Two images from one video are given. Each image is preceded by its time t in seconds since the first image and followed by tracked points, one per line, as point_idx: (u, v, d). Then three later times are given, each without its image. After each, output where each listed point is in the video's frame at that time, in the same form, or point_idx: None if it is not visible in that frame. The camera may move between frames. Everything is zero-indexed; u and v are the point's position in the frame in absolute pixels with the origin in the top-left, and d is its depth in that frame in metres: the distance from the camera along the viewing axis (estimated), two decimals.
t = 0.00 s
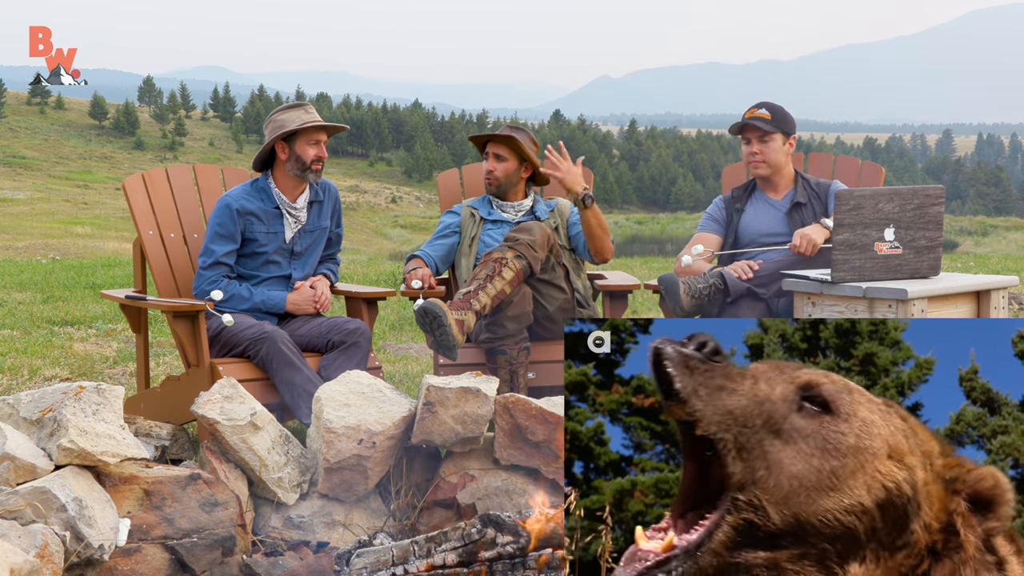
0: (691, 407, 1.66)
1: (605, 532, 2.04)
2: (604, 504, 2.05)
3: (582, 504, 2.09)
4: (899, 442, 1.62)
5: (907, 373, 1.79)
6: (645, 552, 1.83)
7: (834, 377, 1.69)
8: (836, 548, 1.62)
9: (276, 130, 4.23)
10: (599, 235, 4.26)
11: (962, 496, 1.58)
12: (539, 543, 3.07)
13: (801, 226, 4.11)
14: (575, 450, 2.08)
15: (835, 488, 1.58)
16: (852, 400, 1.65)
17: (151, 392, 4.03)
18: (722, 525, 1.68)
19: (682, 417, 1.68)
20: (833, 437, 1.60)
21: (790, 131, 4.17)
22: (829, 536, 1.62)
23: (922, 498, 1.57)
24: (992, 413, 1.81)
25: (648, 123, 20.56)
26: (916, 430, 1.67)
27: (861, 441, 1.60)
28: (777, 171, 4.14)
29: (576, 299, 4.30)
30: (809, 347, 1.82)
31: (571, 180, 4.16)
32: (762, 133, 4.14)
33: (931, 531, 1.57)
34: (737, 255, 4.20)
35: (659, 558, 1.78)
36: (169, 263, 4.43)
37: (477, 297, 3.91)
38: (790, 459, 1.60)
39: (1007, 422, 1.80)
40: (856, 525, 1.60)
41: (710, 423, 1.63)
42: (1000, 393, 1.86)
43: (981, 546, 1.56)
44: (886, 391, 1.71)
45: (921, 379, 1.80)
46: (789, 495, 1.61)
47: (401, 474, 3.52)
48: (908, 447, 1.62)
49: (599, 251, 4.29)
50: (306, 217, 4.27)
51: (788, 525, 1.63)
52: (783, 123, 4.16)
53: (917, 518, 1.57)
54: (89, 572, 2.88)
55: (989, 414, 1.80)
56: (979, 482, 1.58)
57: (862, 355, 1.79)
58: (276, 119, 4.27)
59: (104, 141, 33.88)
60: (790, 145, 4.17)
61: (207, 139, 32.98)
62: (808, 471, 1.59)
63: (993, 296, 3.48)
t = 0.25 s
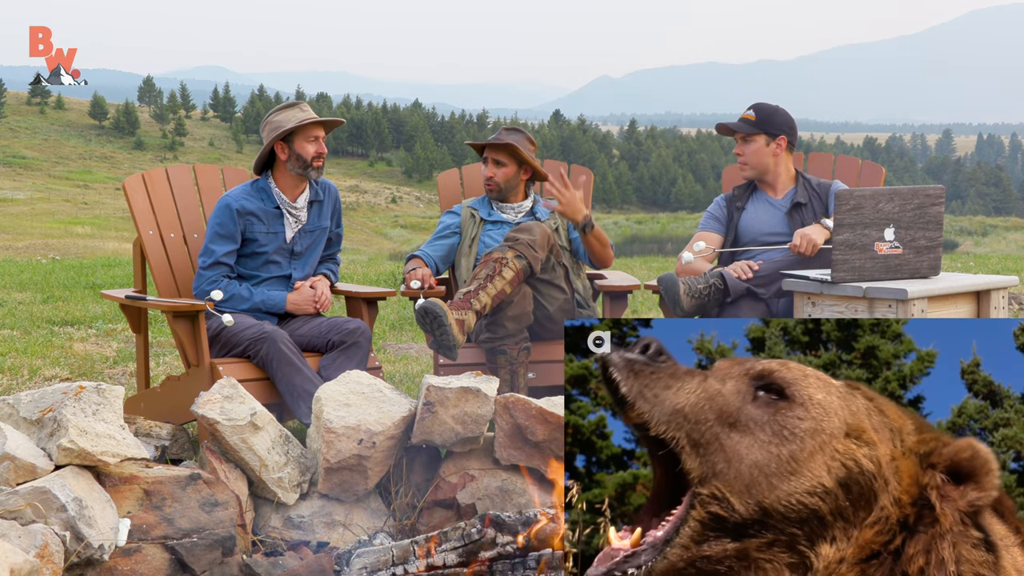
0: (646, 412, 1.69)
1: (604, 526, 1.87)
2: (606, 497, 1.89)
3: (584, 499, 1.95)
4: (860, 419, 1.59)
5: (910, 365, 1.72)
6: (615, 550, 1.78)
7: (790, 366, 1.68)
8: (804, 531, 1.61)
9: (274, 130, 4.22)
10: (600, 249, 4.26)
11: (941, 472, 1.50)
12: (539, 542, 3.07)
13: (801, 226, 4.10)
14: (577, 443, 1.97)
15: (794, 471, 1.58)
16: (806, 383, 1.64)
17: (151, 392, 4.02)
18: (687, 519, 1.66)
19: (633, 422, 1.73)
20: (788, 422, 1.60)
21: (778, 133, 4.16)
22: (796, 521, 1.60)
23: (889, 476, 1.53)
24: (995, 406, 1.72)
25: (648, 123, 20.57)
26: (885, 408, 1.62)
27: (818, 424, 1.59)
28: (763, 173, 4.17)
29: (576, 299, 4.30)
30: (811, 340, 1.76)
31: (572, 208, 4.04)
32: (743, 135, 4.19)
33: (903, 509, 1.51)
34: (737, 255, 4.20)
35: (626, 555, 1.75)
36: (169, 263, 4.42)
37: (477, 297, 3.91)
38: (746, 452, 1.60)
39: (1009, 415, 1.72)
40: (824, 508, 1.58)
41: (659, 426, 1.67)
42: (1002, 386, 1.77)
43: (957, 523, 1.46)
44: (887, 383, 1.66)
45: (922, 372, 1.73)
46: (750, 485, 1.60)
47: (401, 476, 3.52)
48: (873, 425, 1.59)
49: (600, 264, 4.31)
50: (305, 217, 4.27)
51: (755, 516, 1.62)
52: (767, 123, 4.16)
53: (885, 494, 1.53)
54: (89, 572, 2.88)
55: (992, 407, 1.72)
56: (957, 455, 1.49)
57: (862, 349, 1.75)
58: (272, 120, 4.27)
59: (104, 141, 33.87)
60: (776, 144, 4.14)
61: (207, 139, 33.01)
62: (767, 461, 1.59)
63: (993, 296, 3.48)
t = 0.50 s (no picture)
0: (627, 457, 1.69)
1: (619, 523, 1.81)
2: (616, 494, 1.79)
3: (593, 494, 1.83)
4: (848, 434, 1.57)
5: (919, 361, 1.73)
6: (605, 546, 1.79)
7: (773, 385, 1.65)
8: (804, 555, 1.59)
9: (275, 130, 4.23)
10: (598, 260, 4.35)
11: (934, 468, 1.46)
12: (539, 543, 3.07)
13: (801, 226, 4.09)
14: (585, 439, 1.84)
15: (783, 495, 1.57)
16: (790, 401, 1.61)
17: (151, 392, 4.02)
18: (678, 546, 1.66)
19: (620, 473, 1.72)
20: (775, 446, 1.58)
21: (774, 133, 4.16)
22: (793, 543, 1.59)
23: (881, 487, 1.51)
24: (1005, 403, 1.71)
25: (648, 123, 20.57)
26: (876, 416, 1.59)
27: (801, 443, 1.57)
28: (762, 174, 4.17)
29: (576, 299, 4.30)
30: (819, 337, 1.83)
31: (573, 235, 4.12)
32: (739, 137, 4.20)
33: (901, 520, 1.48)
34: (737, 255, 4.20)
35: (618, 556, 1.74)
36: (169, 263, 4.42)
37: (477, 297, 3.91)
38: (735, 480, 1.60)
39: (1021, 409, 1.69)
40: (820, 528, 1.57)
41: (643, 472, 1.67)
42: (1014, 382, 1.73)
43: (959, 523, 1.42)
44: (896, 379, 1.69)
45: (931, 368, 1.73)
46: (744, 513, 1.60)
47: (401, 475, 3.52)
48: (862, 437, 1.56)
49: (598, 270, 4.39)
50: (305, 217, 4.27)
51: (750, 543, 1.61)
52: (764, 124, 4.16)
53: (880, 506, 1.50)
54: (89, 572, 2.88)
55: (1001, 404, 1.70)
56: (949, 447, 1.43)
57: (871, 344, 1.79)
58: (275, 119, 4.28)
59: (104, 140, 33.85)
60: (772, 145, 4.15)
61: (207, 139, 32.99)
62: (757, 487, 1.59)
63: (993, 296, 3.48)
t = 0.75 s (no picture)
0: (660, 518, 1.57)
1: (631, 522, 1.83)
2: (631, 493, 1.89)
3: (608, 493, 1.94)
4: (874, 465, 1.48)
5: (932, 361, 1.73)
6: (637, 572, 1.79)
7: (796, 418, 1.56)
8: None
9: (275, 130, 4.24)
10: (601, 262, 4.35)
11: (948, 483, 1.44)
12: (538, 543, 3.06)
13: (801, 226, 4.10)
14: (599, 439, 1.95)
15: (818, 535, 1.50)
16: (815, 436, 1.53)
17: (151, 392, 4.02)
18: None
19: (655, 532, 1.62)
20: (803, 485, 1.50)
21: (775, 134, 4.15)
22: None
23: (907, 517, 1.46)
24: (1019, 402, 1.70)
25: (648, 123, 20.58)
26: (890, 434, 1.53)
27: (833, 481, 1.49)
28: (762, 175, 4.18)
29: (576, 299, 4.31)
30: (834, 335, 1.83)
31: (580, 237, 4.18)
32: (740, 138, 4.19)
33: (925, 550, 1.44)
34: (737, 255, 4.19)
35: None
36: (169, 263, 4.42)
37: (477, 297, 3.91)
38: (764, 523, 1.53)
39: None
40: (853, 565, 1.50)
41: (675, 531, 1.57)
42: None
43: (977, 544, 1.42)
44: (910, 379, 1.68)
45: (946, 367, 1.73)
46: (774, 553, 1.54)
47: (401, 475, 3.52)
48: (886, 466, 1.49)
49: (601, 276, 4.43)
50: (304, 217, 4.27)
51: None
52: (765, 125, 4.15)
53: (906, 537, 1.45)
54: (89, 571, 2.87)
55: (1014, 403, 1.70)
56: (961, 455, 1.43)
57: (885, 343, 1.77)
58: (275, 119, 4.28)
59: (104, 141, 33.86)
60: (773, 146, 4.15)
61: (207, 139, 33.02)
62: (787, 528, 1.52)
63: (993, 296, 3.48)
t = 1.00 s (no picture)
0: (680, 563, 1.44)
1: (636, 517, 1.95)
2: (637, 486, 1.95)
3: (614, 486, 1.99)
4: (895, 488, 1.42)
5: (939, 359, 1.74)
6: None
7: (813, 439, 1.48)
8: None
9: (276, 130, 4.23)
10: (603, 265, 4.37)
11: (963, 490, 1.40)
12: (538, 542, 3.07)
13: (801, 226, 4.10)
14: (605, 435, 1.97)
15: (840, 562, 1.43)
16: (836, 458, 1.45)
17: (151, 392, 4.02)
18: None
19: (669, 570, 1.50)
20: (825, 510, 1.43)
21: (779, 134, 4.17)
22: None
23: (929, 537, 1.41)
24: None
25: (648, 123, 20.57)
26: (906, 450, 1.47)
27: (855, 506, 1.42)
28: (764, 174, 4.17)
29: (576, 299, 4.32)
30: (839, 333, 1.88)
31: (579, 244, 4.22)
32: (743, 137, 4.20)
33: (946, 570, 1.39)
34: (737, 255, 4.19)
35: None
36: (169, 263, 4.42)
37: (477, 297, 3.91)
38: (786, 551, 1.45)
39: None
40: None
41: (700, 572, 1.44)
42: None
43: (991, 559, 1.36)
44: (916, 376, 1.68)
45: (952, 365, 1.73)
46: None
47: (401, 475, 3.54)
48: (905, 485, 1.43)
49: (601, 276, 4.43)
50: (305, 217, 4.27)
51: None
52: (768, 124, 4.16)
53: (929, 559, 1.40)
54: (89, 571, 2.87)
55: None
56: (972, 465, 1.38)
57: (892, 341, 1.81)
58: (275, 119, 4.28)
59: (104, 141, 33.87)
60: (777, 146, 4.15)
61: (207, 139, 33.04)
62: (810, 555, 1.44)
63: (993, 296, 3.48)
